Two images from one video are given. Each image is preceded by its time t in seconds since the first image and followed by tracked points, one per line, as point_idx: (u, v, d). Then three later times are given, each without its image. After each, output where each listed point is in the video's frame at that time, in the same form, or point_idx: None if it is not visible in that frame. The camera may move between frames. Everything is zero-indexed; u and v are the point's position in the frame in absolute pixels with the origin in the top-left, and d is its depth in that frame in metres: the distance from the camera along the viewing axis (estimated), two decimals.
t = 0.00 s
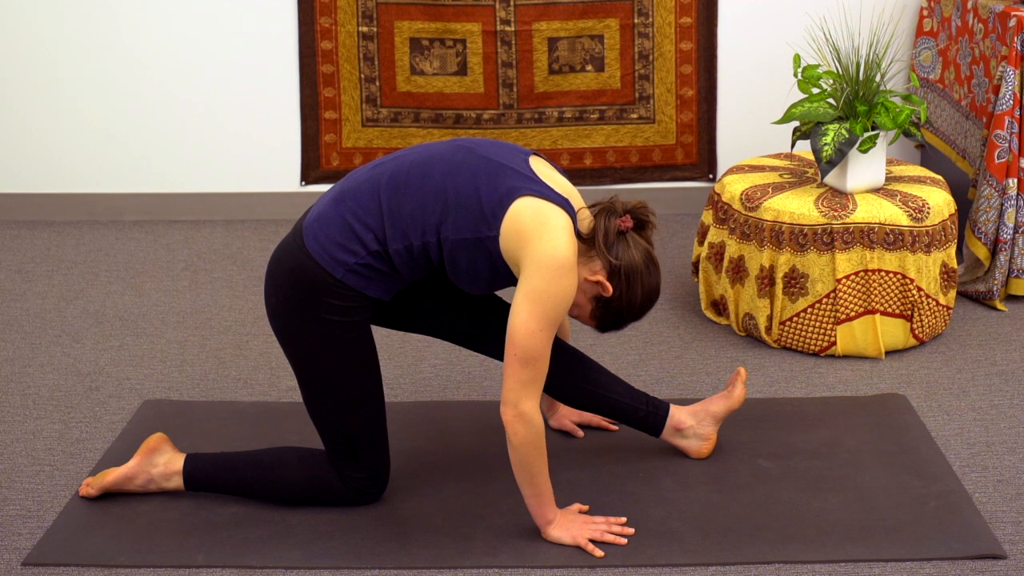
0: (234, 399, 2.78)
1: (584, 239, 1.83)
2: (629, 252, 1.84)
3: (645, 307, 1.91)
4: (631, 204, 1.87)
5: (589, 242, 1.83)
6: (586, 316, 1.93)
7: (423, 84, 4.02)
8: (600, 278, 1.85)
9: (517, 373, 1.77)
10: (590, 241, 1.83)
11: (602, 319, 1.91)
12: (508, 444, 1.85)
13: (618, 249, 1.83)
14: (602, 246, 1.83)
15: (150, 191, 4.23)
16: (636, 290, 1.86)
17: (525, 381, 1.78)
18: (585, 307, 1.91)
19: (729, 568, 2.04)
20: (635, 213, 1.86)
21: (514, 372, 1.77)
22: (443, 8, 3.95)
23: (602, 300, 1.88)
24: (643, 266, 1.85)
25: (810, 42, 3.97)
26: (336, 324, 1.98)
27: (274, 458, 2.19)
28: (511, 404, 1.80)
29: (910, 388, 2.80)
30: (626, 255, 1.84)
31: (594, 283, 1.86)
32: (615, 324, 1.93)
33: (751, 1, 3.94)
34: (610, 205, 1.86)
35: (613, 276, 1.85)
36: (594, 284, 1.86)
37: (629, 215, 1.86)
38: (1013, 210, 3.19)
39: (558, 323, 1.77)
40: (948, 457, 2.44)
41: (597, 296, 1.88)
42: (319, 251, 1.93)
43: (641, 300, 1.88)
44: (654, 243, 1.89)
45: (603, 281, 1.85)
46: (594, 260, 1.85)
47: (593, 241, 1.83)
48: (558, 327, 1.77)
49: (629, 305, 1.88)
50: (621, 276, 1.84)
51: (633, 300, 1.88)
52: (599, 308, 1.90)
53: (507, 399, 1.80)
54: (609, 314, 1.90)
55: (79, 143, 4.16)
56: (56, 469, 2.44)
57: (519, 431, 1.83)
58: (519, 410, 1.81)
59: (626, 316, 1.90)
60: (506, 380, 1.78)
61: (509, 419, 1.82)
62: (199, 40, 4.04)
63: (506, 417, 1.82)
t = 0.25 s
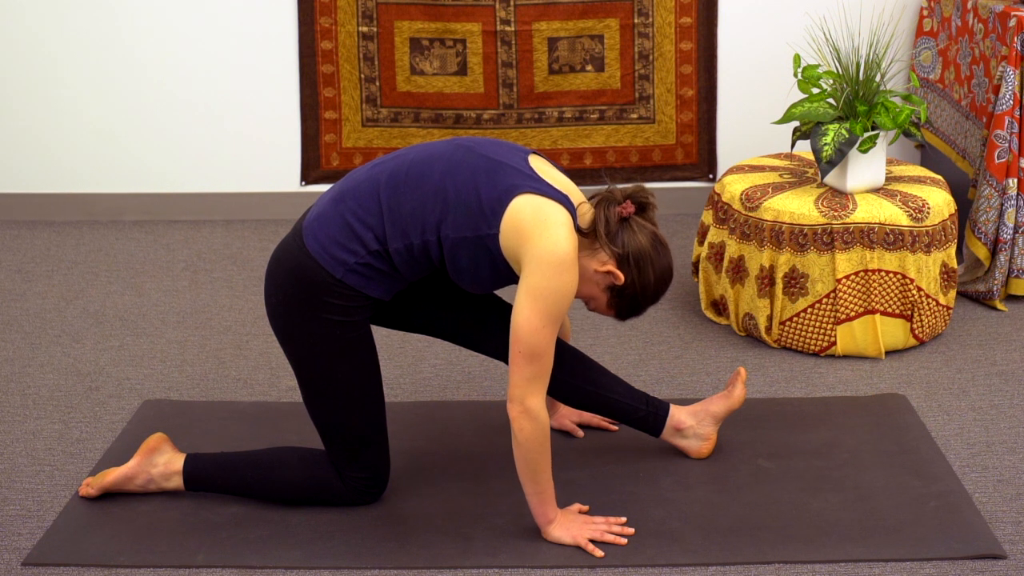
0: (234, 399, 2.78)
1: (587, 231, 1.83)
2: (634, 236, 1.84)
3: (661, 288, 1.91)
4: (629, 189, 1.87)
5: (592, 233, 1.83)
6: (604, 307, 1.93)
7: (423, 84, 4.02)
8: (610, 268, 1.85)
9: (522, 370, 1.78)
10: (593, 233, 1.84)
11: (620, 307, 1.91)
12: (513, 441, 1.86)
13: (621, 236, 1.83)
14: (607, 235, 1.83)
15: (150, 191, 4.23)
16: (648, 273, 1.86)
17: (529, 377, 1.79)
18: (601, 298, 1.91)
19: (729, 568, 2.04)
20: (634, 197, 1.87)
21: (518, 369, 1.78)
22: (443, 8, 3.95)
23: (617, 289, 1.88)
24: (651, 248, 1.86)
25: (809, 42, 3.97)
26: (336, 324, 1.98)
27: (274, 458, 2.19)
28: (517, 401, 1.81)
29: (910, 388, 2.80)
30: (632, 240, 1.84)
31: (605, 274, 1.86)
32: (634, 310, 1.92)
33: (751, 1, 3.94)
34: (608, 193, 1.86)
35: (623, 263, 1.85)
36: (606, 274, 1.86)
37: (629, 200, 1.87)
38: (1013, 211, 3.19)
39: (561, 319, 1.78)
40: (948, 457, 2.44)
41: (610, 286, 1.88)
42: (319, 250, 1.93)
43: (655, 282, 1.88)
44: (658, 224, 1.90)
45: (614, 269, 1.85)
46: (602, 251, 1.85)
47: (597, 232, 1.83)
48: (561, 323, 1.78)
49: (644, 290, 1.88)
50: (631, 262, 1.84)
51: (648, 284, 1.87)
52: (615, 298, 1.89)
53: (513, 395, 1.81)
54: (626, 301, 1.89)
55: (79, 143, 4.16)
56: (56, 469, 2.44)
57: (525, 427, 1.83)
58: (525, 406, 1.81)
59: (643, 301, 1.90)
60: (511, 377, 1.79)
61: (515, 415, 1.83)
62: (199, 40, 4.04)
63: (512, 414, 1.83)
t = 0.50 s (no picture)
0: (234, 399, 2.78)
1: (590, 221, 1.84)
2: (636, 216, 1.84)
3: (678, 262, 1.89)
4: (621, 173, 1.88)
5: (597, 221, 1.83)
6: (628, 293, 1.91)
7: (423, 84, 4.02)
8: (621, 252, 1.84)
9: (523, 368, 1.78)
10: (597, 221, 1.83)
11: (642, 290, 1.89)
12: (514, 439, 1.86)
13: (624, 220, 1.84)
14: (609, 220, 1.83)
15: (150, 191, 4.23)
16: (661, 249, 1.85)
17: (531, 375, 1.79)
18: (622, 285, 1.90)
19: (729, 568, 2.04)
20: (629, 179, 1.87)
21: (519, 367, 1.78)
22: (443, 8, 3.95)
23: (634, 273, 1.87)
24: (656, 224, 1.85)
25: (809, 42, 3.97)
26: (336, 323, 1.98)
27: (274, 458, 2.19)
28: (518, 400, 1.81)
29: (910, 388, 2.80)
30: (635, 220, 1.84)
31: (617, 259, 1.85)
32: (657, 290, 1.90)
33: (751, 1, 3.94)
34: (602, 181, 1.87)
35: (632, 246, 1.84)
36: (618, 260, 1.85)
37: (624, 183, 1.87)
38: (1013, 210, 3.19)
39: (562, 317, 1.78)
40: (948, 458, 2.44)
41: (626, 270, 1.87)
42: (320, 250, 1.93)
43: (670, 256, 1.87)
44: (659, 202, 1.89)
45: (624, 252, 1.84)
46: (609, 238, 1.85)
47: (600, 221, 1.83)
48: (562, 321, 1.78)
49: (661, 267, 1.86)
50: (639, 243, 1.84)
51: (663, 260, 1.86)
52: (634, 281, 1.88)
53: (514, 393, 1.81)
54: (646, 282, 1.88)
55: (79, 143, 4.16)
56: (56, 469, 2.44)
57: (526, 425, 1.84)
58: (526, 405, 1.82)
59: (662, 277, 1.88)
60: (513, 375, 1.79)
61: (517, 413, 1.83)
62: (199, 40, 4.04)
63: (513, 412, 1.83)
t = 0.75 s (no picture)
0: (234, 399, 2.78)
1: (591, 213, 1.83)
2: (634, 199, 1.85)
3: (687, 235, 1.88)
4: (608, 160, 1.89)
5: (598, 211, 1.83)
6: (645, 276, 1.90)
7: (423, 84, 4.02)
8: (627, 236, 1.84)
9: (527, 366, 1.78)
10: (598, 211, 1.83)
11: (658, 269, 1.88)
12: (518, 436, 1.87)
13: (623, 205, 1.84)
14: (608, 207, 1.84)
15: (150, 191, 4.23)
16: (666, 224, 1.84)
17: (535, 373, 1.79)
18: (637, 270, 1.89)
19: (729, 568, 2.04)
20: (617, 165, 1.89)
21: (523, 365, 1.78)
22: (443, 8, 3.95)
23: (645, 254, 1.86)
24: (655, 201, 1.85)
25: (810, 42, 3.97)
26: (337, 322, 1.98)
27: (274, 458, 2.19)
28: (524, 396, 1.82)
29: (910, 388, 2.80)
30: (633, 202, 1.84)
31: (625, 244, 1.85)
32: (671, 267, 1.89)
33: (751, 1, 3.94)
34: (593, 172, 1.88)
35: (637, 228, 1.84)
36: (626, 245, 1.85)
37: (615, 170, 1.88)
38: (1013, 210, 3.19)
39: (565, 313, 1.77)
40: (948, 457, 2.44)
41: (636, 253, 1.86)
42: (320, 249, 1.93)
43: (678, 229, 1.86)
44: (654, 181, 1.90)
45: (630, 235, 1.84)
46: (613, 225, 1.85)
47: (600, 211, 1.83)
48: (565, 317, 1.77)
49: (670, 242, 1.85)
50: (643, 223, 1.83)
51: (671, 235, 1.85)
52: (647, 263, 1.87)
53: (519, 391, 1.82)
54: (660, 261, 1.87)
55: (79, 143, 4.16)
56: (56, 469, 2.44)
57: (531, 422, 1.84)
58: (531, 402, 1.82)
59: (674, 253, 1.87)
60: (517, 373, 1.79)
61: (522, 410, 1.83)
62: (200, 40, 4.04)
63: (518, 409, 1.84)
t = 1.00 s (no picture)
0: (234, 399, 2.78)
1: (590, 207, 1.83)
2: (628, 185, 1.84)
3: (689, 209, 1.87)
4: (592, 153, 1.90)
5: (596, 204, 1.82)
6: (658, 259, 1.88)
7: (423, 84, 4.02)
8: (630, 222, 1.83)
9: (531, 364, 1.78)
10: (596, 203, 1.82)
11: (669, 250, 1.86)
12: (522, 433, 1.87)
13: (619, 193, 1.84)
14: (605, 197, 1.83)
15: (150, 191, 4.23)
16: (666, 202, 1.84)
17: (539, 370, 1.79)
18: (648, 254, 1.87)
19: (729, 568, 2.04)
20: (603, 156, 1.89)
21: (527, 362, 1.78)
22: (443, 8, 3.95)
23: (652, 237, 1.85)
24: (649, 182, 1.85)
25: (810, 42, 3.97)
26: (337, 321, 1.98)
27: (274, 458, 2.19)
28: (528, 394, 1.82)
29: (910, 388, 2.80)
30: (628, 188, 1.84)
31: (630, 231, 1.84)
32: (683, 243, 1.88)
33: (751, 1, 3.94)
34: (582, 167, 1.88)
35: (638, 212, 1.83)
36: (631, 231, 1.84)
37: (603, 161, 1.88)
38: (1013, 210, 3.19)
39: (568, 311, 1.77)
40: (948, 457, 2.44)
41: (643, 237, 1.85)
42: (321, 248, 1.93)
43: (678, 204, 1.85)
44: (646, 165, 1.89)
45: (633, 221, 1.83)
46: (613, 215, 1.84)
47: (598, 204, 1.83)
48: (568, 315, 1.77)
49: (674, 220, 1.84)
50: (643, 206, 1.83)
51: (674, 212, 1.84)
52: (656, 245, 1.86)
53: (524, 388, 1.82)
54: (668, 241, 1.85)
55: (79, 143, 4.16)
56: (56, 469, 2.44)
57: (535, 420, 1.84)
58: (535, 400, 1.82)
59: (681, 229, 1.85)
60: (521, 371, 1.80)
61: (526, 407, 1.84)
62: (200, 40, 4.04)
63: (523, 407, 1.84)
